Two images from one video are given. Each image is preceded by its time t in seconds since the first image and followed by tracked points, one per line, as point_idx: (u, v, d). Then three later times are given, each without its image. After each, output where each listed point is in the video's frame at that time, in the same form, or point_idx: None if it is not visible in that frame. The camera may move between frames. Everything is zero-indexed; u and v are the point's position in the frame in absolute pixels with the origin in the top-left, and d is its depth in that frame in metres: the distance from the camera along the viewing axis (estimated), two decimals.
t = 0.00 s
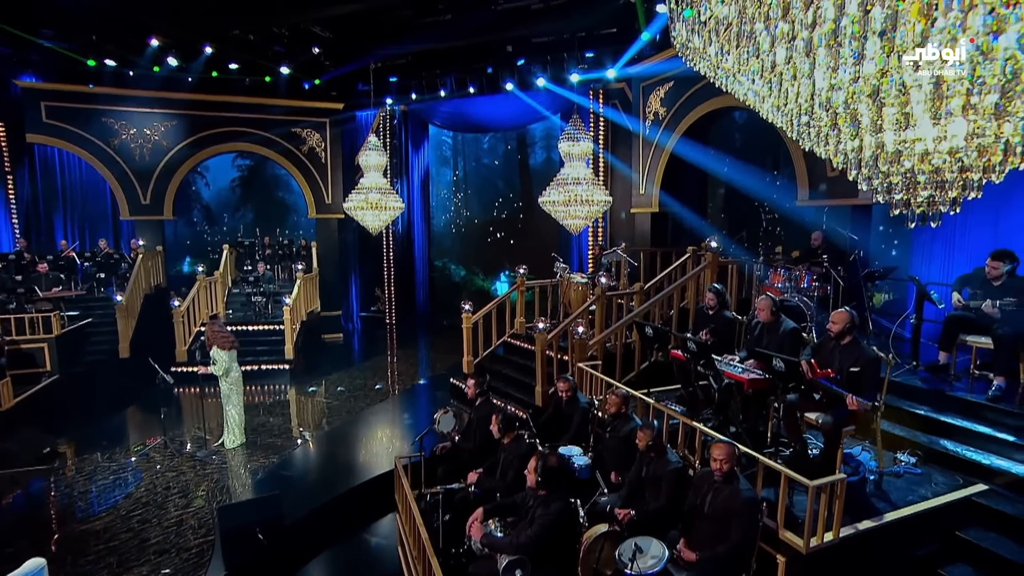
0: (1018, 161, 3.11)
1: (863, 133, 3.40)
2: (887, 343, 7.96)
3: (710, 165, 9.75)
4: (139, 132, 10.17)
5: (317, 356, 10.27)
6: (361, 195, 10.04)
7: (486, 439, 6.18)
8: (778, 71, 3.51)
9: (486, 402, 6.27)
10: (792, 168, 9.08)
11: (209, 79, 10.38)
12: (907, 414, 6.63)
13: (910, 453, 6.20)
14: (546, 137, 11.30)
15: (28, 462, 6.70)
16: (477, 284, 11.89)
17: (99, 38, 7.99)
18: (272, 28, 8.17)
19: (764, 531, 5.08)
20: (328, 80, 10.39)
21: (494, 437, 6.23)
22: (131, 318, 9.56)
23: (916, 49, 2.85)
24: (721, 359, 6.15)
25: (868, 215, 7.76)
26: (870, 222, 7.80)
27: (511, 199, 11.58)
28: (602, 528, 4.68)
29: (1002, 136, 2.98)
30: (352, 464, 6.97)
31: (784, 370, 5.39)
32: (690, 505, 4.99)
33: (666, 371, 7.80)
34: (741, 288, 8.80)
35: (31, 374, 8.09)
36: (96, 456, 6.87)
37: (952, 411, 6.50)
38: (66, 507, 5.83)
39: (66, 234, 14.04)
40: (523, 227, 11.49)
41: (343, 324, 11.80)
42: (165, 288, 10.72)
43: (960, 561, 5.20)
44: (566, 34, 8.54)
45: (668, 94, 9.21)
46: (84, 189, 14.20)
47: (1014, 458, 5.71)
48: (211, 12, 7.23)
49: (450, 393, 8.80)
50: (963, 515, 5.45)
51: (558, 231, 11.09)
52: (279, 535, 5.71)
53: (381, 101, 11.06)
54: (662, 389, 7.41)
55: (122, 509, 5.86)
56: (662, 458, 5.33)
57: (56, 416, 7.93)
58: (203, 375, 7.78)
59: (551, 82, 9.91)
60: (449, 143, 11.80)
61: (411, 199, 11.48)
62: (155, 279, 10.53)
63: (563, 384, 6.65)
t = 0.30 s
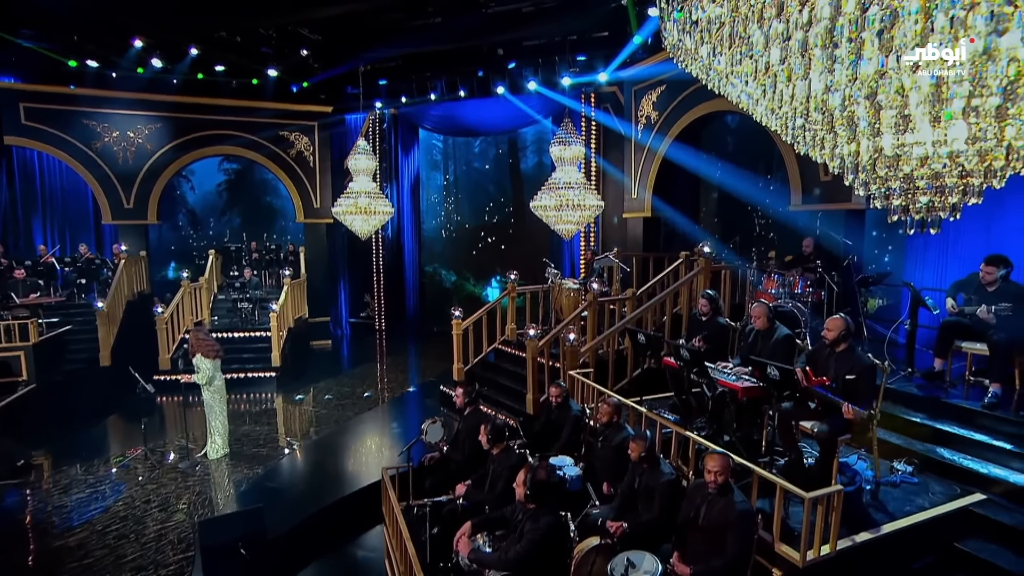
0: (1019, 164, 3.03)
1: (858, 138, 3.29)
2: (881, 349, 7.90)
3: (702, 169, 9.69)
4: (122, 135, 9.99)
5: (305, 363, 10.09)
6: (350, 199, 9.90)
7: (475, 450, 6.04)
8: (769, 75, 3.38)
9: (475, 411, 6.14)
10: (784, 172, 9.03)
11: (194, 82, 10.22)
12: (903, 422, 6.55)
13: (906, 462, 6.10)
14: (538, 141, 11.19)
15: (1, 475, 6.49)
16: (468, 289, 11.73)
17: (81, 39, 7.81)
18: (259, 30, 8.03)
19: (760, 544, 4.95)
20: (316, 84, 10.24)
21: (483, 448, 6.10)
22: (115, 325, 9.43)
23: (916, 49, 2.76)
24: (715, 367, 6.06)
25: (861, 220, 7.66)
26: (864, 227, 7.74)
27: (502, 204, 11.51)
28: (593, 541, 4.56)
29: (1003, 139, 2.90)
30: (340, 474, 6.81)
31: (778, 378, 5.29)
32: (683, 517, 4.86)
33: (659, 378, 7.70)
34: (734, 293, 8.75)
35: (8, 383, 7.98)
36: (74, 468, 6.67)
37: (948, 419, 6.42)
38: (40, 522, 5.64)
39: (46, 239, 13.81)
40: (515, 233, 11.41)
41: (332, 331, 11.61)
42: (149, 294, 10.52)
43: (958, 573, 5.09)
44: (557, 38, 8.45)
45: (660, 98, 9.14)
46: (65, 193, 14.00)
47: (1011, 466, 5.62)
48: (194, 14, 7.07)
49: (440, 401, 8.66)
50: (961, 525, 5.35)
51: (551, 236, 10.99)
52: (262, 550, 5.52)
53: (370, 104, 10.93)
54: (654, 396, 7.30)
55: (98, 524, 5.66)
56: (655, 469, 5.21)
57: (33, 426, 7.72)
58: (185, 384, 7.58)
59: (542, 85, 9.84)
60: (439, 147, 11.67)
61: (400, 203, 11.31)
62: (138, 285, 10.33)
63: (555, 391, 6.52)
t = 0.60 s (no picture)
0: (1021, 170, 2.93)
1: (856, 142, 3.18)
2: (876, 355, 7.80)
3: (695, 175, 9.55)
4: (104, 138, 9.80)
5: (293, 371, 9.91)
6: (338, 204, 9.76)
7: (463, 461, 5.91)
8: (762, 76, 3.26)
9: (464, 421, 6.00)
10: (778, 176, 8.95)
11: (179, 84, 10.04)
12: (899, 430, 6.45)
13: (901, 471, 6.00)
14: (529, 146, 11.07)
15: None
16: (458, 295, 11.57)
17: (62, 40, 7.64)
18: (246, 32, 7.89)
19: (755, 558, 4.83)
20: (305, 87, 10.09)
21: (471, 459, 5.97)
22: (93, 333, 9.20)
23: (915, 49, 2.65)
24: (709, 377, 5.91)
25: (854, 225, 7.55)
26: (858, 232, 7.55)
27: (493, 209, 11.35)
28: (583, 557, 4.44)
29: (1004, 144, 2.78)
30: (328, 485, 6.64)
31: (772, 387, 5.19)
32: (677, 529, 4.74)
33: (652, 386, 7.57)
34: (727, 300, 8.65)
35: None
36: (50, 481, 6.48)
37: (943, 427, 6.33)
38: (12, 539, 5.44)
39: (25, 244, 13.59)
40: (505, 238, 11.25)
41: (320, 338, 11.44)
42: (132, 300, 10.32)
43: None
44: (548, 41, 8.36)
45: (652, 102, 9.07)
46: (44, 196, 13.80)
47: (1008, 475, 5.52)
48: (178, 14, 6.91)
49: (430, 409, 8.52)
50: (959, 536, 5.25)
51: (543, 243, 10.78)
52: (243, 566, 5.33)
53: (359, 108, 10.80)
54: (647, 404, 7.19)
55: (73, 541, 5.46)
56: (648, 481, 5.07)
57: (9, 436, 7.51)
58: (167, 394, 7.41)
59: (534, 89, 9.73)
60: (429, 151, 11.53)
61: (390, 208, 11.18)
62: (120, 291, 10.14)
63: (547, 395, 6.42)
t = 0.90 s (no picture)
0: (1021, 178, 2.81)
1: (849, 149, 3.02)
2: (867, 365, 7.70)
3: (683, 183, 9.51)
4: (78, 143, 9.53)
5: (273, 384, 9.65)
6: (321, 213, 9.56)
7: (445, 479, 5.71)
8: (750, 81, 3.00)
9: (447, 437, 5.78)
10: (766, 184, 8.79)
11: (157, 88, 9.80)
12: (891, 442, 6.31)
13: (895, 485, 5.86)
14: (516, 154, 10.92)
15: None
16: (444, 305, 11.35)
17: (35, 43, 7.40)
18: (226, 36, 7.70)
19: None
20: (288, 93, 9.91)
21: (454, 477, 5.77)
22: (63, 345, 8.95)
23: (912, 52, 2.47)
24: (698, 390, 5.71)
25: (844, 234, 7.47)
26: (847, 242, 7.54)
27: (479, 217, 11.16)
28: None
29: (1001, 151, 2.66)
30: (309, 503, 6.36)
31: (763, 401, 5.04)
32: (666, 549, 4.57)
33: (641, 399, 7.43)
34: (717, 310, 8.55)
35: None
36: (12, 502, 6.19)
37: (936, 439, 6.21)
38: None
39: None
40: (491, 247, 11.08)
41: (302, 349, 11.17)
42: (105, 310, 10.02)
43: None
44: (535, 48, 8.26)
45: (640, 110, 8.97)
46: (15, 204, 13.48)
47: (1003, 489, 5.40)
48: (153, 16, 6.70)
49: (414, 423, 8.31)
50: (955, 553, 5.11)
51: (529, 252, 10.70)
52: None
53: (343, 114, 10.62)
54: (635, 418, 7.06)
55: (31, 569, 5.15)
56: (637, 499, 4.90)
57: None
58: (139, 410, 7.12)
59: (520, 96, 9.61)
60: (414, 158, 11.36)
61: (375, 217, 11.01)
62: (93, 302, 9.86)
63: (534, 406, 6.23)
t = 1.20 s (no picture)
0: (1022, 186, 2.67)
1: (842, 157, 2.86)
2: (858, 375, 7.61)
3: (671, 190, 9.34)
4: (50, 148, 9.18)
5: (254, 396, 9.40)
6: (304, 220, 9.37)
7: (427, 497, 5.54)
8: (739, 86, 2.85)
9: (429, 453, 5.58)
10: (755, 193, 8.78)
11: (134, 92, 9.55)
12: (884, 455, 6.18)
13: (889, 499, 5.73)
14: (503, 161, 10.80)
15: None
16: (430, 315, 11.16)
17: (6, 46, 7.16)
18: (206, 40, 7.52)
19: None
20: (271, 98, 9.74)
21: (437, 495, 5.60)
22: (30, 357, 8.67)
23: (910, 54, 2.32)
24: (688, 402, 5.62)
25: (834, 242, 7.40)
26: (836, 250, 7.57)
27: (465, 225, 11.01)
28: None
29: (1001, 157, 2.52)
30: (291, 521, 6.13)
31: (755, 414, 4.91)
32: (656, 568, 4.40)
33: (629, 411, 7.30)
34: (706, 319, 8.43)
35: None
36: None
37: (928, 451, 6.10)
38: None
39: None
40: (477, 255, 10.93)
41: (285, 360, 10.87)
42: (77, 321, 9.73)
43: None
44: (521, 54, 8.16)
45: (627, 117, 8.87)
46: None
47: (998, 502, 5.29)
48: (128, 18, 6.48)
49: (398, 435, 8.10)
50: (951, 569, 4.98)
51: (516, 260, 10.54)
52: None
53: (327, 120, 10.45)
54: (624, 431, 6.90)
55: None
56: (625, 517, 4.73)
57: None
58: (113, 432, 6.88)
59: (507, 103, 9.52)
60: (400, 166, 11.20)
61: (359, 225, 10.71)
62: (66, 312, 9.56)
63: (519, 422, 6.01)
